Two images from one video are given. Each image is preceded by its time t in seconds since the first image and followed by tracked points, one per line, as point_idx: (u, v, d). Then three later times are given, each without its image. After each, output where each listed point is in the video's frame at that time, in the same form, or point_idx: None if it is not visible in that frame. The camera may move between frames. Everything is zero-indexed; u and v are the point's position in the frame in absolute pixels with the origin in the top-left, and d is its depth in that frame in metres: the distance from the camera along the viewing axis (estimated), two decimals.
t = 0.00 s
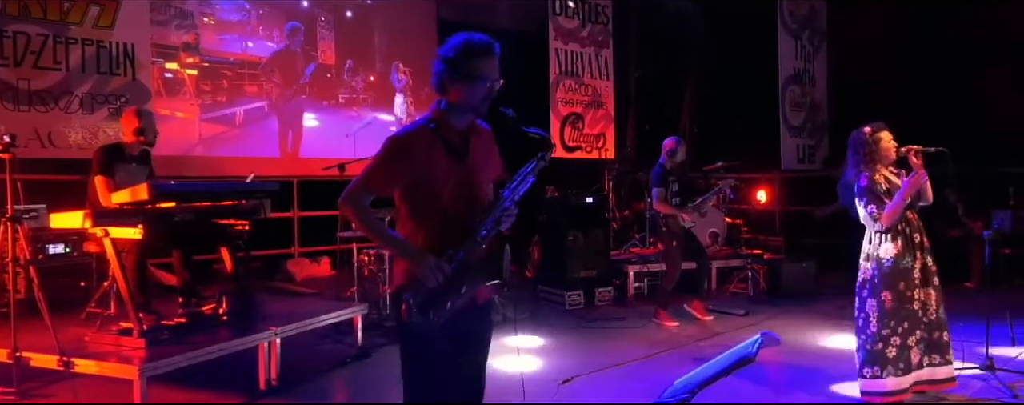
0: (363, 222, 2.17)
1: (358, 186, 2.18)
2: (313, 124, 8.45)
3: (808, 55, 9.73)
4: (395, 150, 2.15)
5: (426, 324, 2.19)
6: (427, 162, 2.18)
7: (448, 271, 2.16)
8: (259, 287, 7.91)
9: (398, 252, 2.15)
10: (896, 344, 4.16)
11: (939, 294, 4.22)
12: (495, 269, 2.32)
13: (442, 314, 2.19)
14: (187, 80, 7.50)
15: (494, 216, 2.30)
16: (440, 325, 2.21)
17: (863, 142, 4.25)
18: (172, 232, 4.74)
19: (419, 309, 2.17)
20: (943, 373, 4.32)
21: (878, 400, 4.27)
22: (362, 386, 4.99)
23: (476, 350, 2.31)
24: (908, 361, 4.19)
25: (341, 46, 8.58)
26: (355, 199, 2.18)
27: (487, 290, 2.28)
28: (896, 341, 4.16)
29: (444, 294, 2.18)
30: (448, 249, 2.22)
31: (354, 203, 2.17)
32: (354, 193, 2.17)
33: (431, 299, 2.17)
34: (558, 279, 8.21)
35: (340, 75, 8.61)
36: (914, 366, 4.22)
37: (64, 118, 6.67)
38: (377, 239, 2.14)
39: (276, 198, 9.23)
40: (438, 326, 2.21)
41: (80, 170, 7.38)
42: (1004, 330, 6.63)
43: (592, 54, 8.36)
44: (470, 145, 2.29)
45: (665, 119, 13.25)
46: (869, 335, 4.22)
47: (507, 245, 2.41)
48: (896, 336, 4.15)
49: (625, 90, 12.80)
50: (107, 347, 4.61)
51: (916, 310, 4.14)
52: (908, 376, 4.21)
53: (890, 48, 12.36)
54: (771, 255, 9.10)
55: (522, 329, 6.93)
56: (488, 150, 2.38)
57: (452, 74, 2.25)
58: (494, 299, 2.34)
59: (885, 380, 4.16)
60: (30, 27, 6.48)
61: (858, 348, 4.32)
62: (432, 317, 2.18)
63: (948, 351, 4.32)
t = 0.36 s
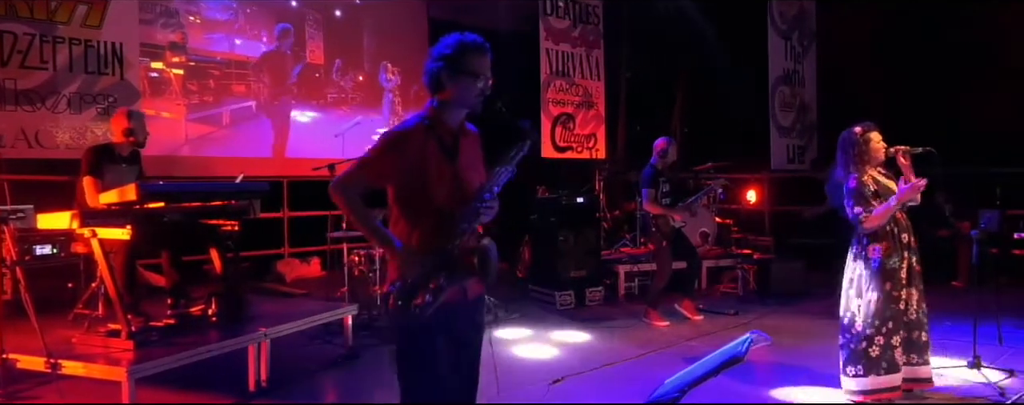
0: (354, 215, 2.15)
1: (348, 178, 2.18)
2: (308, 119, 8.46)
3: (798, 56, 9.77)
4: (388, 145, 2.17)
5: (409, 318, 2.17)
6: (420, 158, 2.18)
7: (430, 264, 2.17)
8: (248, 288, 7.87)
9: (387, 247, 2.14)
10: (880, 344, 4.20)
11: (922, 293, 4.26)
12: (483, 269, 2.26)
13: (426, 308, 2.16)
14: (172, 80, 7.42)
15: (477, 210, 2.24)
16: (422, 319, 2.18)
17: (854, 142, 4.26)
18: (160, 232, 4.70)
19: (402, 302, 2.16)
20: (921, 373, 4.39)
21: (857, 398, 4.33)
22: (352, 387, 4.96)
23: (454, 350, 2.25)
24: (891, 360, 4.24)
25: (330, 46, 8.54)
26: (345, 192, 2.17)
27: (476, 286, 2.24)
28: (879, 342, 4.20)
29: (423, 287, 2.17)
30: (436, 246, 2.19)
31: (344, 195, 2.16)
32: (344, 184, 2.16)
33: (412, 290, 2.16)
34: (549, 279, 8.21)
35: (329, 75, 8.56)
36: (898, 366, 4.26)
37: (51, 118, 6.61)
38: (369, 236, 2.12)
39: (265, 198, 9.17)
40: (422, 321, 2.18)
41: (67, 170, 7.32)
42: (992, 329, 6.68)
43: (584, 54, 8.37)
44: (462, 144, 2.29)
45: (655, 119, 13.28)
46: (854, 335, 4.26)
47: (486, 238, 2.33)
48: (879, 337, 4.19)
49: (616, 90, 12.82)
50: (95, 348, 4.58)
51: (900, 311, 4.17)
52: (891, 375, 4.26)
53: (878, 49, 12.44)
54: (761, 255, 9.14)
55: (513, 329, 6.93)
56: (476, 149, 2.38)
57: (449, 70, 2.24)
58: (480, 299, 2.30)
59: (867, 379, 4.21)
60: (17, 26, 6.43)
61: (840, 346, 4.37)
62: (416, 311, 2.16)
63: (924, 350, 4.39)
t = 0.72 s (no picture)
0: (341, 218, 2.14)
1: (337, 181, 2.16)
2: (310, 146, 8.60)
3: (790, 56, 9.81)
4: (377, 145, 2.16)
5: (391, 325, 2.16)
6: (408, 161, 2.18)
7: (416, 275, 2.16)
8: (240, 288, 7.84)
9: (370, 251, 2.12)
10: (871, 344, 4.21)
11: (911, 297, 4.27)
12: (465, 279, 2.25)
13: (407, 316, 2.16)
14: (159, 79, 7.38)
15: (470, 227, 2.26)
16: (404, 327, 2.17)
17: (862, 137, 4.28)
18: (151, 232, 4.67)
19: (383, 307, 2.15)
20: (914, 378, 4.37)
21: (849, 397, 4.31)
22: (344, 388, 4.94)
23: (441, 352, 2.30)
24: (884, 362, 4.23)
25: (321, 45, 8.51)
26: (333, 194, 2.15)
27: (458, 297, 2.24)
28: (869, 341, 4.21)
29: (409, 296, 2.15)
30: (418, 252, 2.20)
31: (332, 197, 2.14)
32: (334, 186, 2.14)
33: (395, 299, 2.14)
34: (542, 278, 8.22)
35: (320, 74, 8.54)
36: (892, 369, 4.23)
37: (41, 117, 6.56)
38: (353, 237, 2.10)
39: (257, 198, 9.13)
40: (402, 329, 2.17)
41: (57, 170, 7.27)
42: (982, 328, 6.72)
43: (576, 54, 8.38)
44: (452, 151, 2.28)
45: (647, 119, 13.30)
46: (848, 333, 4.28)
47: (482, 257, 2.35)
48: (869, 337, 4.20)
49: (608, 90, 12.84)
50: (85, 349, 4.54)
51: (890, 313, 4.18)
52: (883, 377, 4.24)
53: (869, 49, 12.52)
54: (753, 254, 9.17)
55: (506, 329, 6.93)
56: (468, 157, 2.36)
57: (445, 75, 2.26)
58: (471, 308, 2.30)
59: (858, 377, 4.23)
60: (6, 25, 6.39)
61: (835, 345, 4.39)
62: (397, 318, 2.15)
63: (917, 356, 4.36)
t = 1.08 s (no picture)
0: (338, 221, 2.09)
1: (332, 181, 2.11)
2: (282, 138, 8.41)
3: (783, 57, 9.83)
4: (377, 145, 2.14)
5: (382, 331, 2.14)
6: (404, 165, 2.17)
7: (410, 283, 2.13)
8: (233, 289, 7.82)
9: (363, 256, 2.09)
10: (848, 344, 4.26)
11: (898, 304, 4.22)
12: (456, 287, 2.27)
13: (400, 324, 2.15)
14: (148, 78, 7.33)
15: (459, 236, 2.27)
16: (394, 334, 2.16)
17: (875, 142, 4.23)
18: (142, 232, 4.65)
19: (376, 316, 2.13)
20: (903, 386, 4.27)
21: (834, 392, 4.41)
22: (337, 389, 4.92)
23: (427, 354, 2.31)
24: (864, 364, 4.24)
25: (313, 45, 8.49)
26: (327, 195, 2.10)
27: (447, 304, 2.25)
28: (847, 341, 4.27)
29: (401, 304, 2.14)
30: (408, 258, 2.19)
31: (328, 198, 2.09)
32: (329, 189, 2.10)
33: (389, 307, 2.12)
34: (536, 279, 8.22)
35: (311, 74, 8.54)
36: (872, 372, 4.22)
37: (32, 117, 6.52)
38: (345, 239, 2.08)
39: (251, 198, 9.11)
40: (393, 336, 2.16)
41: (49, 169, 7.23)
42: (973, 327, 6.75)
43: (570, 54, 8.38)
44: (450, 157, 2.28)
45: (640, 119, 13.32)
46: (828, 330, 4.38)
47: (473, 263, 2.36)
48: (848, 337, 4.25)
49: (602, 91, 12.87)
50: (77, 350, 4.52)
51: (872, 318, 4.17)
52: (862, 380, 4.24)
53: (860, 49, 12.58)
54: (747, 254, 9.20)
55: (501, 329, 6.93)
56: (465, 162, 2.39)
57: (454, 81, 2.25)
58: (455, 314, 2.31)
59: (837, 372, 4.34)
60: None
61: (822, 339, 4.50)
62: (389, 325, 2.14)
63: (903, 362, 4.27)
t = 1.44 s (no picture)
0: (326, 220, 2.09)
1: (324, 181, 2.10)
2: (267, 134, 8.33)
3: (773, 57, 9.88)
4: (368, 146, 2.13)
5: (376, 335, 2.13)
6: (396, 166, 2.17)
7: (402, 285, 2.12)
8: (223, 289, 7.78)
9: (353, 257, 2.09)
10: (830, 343, 4.30)
11: (879, 304, 4.24)
12: (449, 287, 2.26)
13: (394, 327, 2.14)
14: (134, 78, 7.28)
15: (451, 238, 2.26)
16: (386, 337, 2.15)
17: (867, 144, 4.26)
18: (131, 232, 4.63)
19: (370, 320, 2.10)
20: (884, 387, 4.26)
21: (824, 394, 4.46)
22: (328, 390, 4.91)
23: (416, 353, 2.30)
24: (844, 363, 4.27)
25: (302, 44, 8.48)
26: (319, 196, 2.09)
27: (438, 305, 2.25)
28: (830, 340, 4.30)
29: (395, 307, 2.12)
30: (399, 260, 2.19)
31: (320, 199, 2.08)
32: (319, 189, 2.08)
33: (383, 310, 2.11)
34: (528, 279, 8.23)
35: (300, 73, 8.51)
36: (851, 371, 4.25)
37: (20, 116, 6.47)
38: (335, 241, 2.08)
39: (241, 198, 9.08)
40: (386, 338, 2.15)
41: (38, 169, 7.18)
42: (962, 326, 6.79)
43: (562, 55, 8.39)
44: (441, 158, 2.28)
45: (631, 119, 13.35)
46: (810, 327, 4.42)
47: (463, 264, 2.36)
48: (831, 336, 4.28)
49: (594, 91, 12.89)
50: (66, 351, 4.49)
51: (855, 319, 4.19)
52: (842, 378, 4.28)
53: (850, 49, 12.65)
54: (738, 254, 9.23)
55: (493, 329, 6.93)
56: (456, 163, 2.40)
57: (447, 83, 2.25)
58: (444, 315, 2.31)
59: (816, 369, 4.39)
60: None
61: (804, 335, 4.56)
62: (384, 329, 2.12)
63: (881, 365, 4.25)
